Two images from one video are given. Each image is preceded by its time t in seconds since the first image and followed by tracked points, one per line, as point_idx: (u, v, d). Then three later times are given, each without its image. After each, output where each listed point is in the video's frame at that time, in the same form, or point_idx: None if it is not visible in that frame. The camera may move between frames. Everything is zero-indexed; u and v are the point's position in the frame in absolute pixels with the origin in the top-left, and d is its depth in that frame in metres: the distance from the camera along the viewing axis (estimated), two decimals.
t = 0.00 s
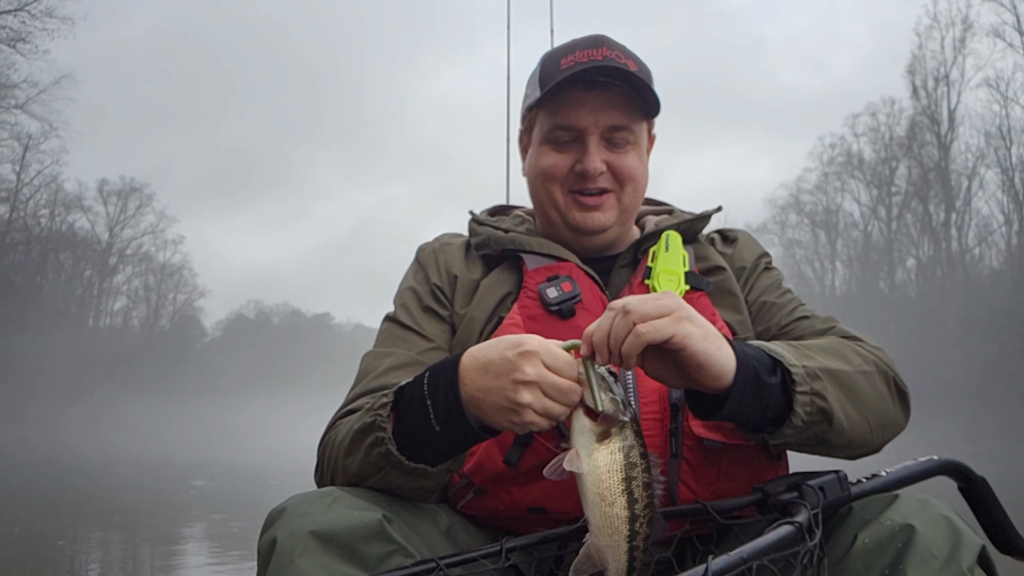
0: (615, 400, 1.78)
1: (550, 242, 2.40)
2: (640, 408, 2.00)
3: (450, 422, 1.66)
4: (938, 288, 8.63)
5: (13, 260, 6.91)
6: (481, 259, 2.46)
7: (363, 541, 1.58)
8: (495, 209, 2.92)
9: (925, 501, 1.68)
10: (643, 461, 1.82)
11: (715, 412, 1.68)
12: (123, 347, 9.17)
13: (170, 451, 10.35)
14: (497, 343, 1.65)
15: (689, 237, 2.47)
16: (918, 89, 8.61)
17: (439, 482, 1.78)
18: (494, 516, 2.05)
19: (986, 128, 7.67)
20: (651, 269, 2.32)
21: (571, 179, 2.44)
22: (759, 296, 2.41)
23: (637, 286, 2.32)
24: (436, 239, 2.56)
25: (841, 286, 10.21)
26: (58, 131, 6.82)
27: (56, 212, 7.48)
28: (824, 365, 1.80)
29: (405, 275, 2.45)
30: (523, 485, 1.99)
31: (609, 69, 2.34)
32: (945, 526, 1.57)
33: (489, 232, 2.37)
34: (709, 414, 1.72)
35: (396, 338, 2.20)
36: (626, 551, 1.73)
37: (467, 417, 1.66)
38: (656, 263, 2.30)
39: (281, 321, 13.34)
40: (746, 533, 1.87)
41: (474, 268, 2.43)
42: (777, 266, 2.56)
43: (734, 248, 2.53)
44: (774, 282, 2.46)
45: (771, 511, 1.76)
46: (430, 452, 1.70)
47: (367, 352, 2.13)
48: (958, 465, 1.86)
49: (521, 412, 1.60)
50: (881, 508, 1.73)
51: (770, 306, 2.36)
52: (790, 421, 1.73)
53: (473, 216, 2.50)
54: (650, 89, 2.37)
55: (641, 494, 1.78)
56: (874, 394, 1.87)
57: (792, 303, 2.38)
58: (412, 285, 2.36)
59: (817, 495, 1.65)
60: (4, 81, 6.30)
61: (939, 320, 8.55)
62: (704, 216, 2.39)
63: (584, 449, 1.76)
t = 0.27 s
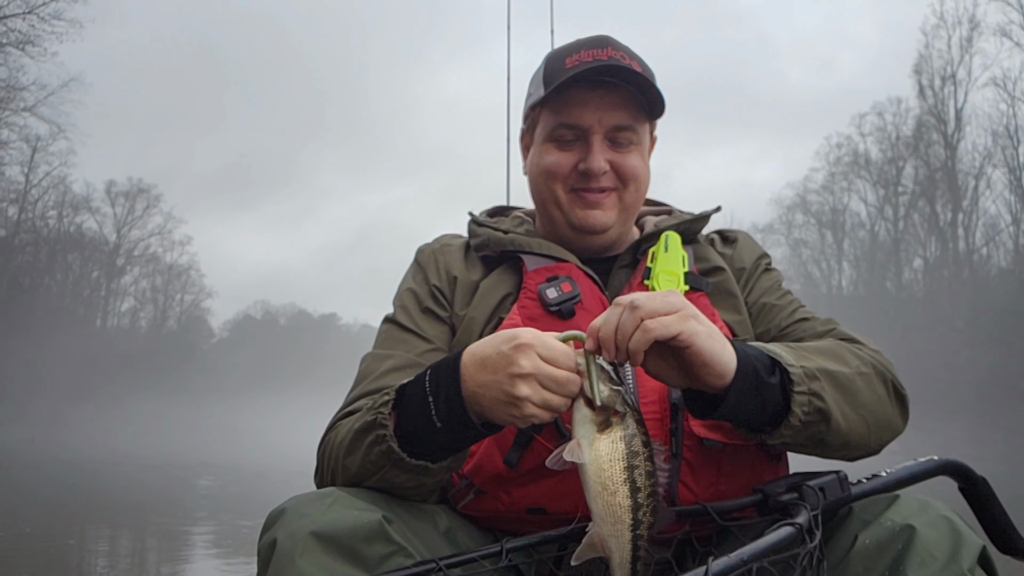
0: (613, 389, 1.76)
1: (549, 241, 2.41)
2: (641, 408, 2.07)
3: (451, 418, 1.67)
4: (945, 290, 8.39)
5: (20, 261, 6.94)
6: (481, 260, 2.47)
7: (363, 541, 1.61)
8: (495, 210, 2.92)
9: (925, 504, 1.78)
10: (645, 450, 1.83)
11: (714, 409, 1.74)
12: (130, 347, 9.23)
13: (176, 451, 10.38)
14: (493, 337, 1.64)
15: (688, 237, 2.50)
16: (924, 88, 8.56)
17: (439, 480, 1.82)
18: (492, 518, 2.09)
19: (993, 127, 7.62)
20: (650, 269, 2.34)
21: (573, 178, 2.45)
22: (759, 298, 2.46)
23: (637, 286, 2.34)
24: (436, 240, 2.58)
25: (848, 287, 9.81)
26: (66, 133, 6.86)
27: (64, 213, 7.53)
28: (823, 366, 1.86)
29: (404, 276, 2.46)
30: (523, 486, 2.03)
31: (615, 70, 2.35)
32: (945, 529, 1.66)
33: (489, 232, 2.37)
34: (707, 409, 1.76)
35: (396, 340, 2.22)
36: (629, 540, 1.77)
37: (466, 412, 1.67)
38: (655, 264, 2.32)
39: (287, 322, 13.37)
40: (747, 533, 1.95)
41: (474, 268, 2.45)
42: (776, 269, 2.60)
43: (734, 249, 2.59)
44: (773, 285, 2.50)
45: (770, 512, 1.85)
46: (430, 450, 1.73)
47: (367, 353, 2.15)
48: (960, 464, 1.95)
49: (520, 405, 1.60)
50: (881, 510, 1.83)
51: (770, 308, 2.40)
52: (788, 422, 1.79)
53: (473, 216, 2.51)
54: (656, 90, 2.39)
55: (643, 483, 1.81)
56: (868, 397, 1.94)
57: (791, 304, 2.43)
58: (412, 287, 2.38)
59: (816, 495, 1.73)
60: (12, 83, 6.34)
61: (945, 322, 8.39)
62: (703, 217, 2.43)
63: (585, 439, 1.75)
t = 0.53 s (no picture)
0: (610, 388, 1.76)
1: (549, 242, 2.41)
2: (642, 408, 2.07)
3: (451, 415, 1.67)
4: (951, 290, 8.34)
5: (28, 262, 6.98)
6: (481, 260, 2.47)
7: (364, 542, 1.61)
8: (494, 209, 2.92)
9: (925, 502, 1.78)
10: (643, 445, 1.84)
11: (711, 413, 1.75)
12: (138, 348, 9.28)
13: (184, 451, 10.41)
14: (492, 333, 1.65)
15: (689, 238, 2.51)
16: (931, 88, 8.52)
17: (440, 479, 1.83)
18: (493, 518, 2.09)
19: (1000, 126, 7.59)
20: (650, 270, 2.35)
21: (576, 177, 2.46)
22: (760, 302, 2.47)
23: (637, 286, 2.35)
24: (436, 241, 2.58)
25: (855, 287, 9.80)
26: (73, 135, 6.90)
27: (71, 214, 7.57)
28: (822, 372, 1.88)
29: (404, 277, 2.46)
30: (524, 485, 2.03)
31: (619, 67, 2.36)
32: (946, 528, 1.66)
33: (489, 233, 2.37)
34: (705, 411, 1.78)
35: (396, 341, 2.22)
36: (625, 537, 1.76)
37: (466, 408, 1.67)
38: (655, 264, 2.33)
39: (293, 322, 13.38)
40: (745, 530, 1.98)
41: (474, 269, 2.45)
42: (780, 271, 2.60)
43: (737, 250, 2.60)
44: (776, 288, 2.51)
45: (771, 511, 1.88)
46: (432, 447, 1.73)
47: (367, 354, 2.15)
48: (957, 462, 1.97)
49: (520, 400, 1.59)
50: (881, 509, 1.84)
51: (774, 311, 2.41)
52: (787, 427, 1.79)
53: (473, 217, 2.51)
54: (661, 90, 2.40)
55: (641, 479, 1.81)
56: (875, 404, 1.96)
57: (794, 309, 2.43)
58: (412, 288, 2.38)
59: (817, 495, 1.77)
60: (19, 85, 6.37)
61: (952, 321, 8.34)
62: (703, 217, 2.44)
63: (584, 435, 1.75)
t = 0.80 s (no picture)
0: (610, 412, 1.75)
1: (549, 242, 2.41)
2: (642, 409, 2.05)
3: (453, 412, 1.67)
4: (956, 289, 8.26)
5: (38, 263, 7.03)
6: (481, 261, 2.47)
7: (364, 543, 1.61)
8: (494, 209, 2.92)
9: (926, 501, 1.77)
10: (635, 475, 1.80)
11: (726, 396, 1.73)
12: (147, 348, 9.35)
13: (191, 451, 10.45)
14: (500, 334, 1.65)
15: (690, 238, 2.52)
16: (936, 87, 8.49)
17: (442, 478, 1.82)
18: (493, 517, 2.09)
19: (1006, 125, 7.56)
20: (651, 269, 2.35)
21: (570, 161, 2.46)
22: (766, 300, 2.45)
23: (637, 286, 2.34)
24: (436, 241, 2.58)
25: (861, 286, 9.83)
26: (80, 137, 6.94)
27: (79, 215, 7.62)
28: (836, 352, 1.88)
29: (405, 277, 2.47)
30: (524, 486, 2.03)
31: (616, 54, 2.44)
32: (945, 525, 1.66)
33: (489, 233, 2.38)
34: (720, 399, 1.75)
35: (397, 340, 2.22)
36: (604, 564, 1.70)
37: (467, 407, 1.67)
38: (656, 263, 2.33)
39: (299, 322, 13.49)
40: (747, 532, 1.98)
41: (475, 269, 2.45)
42: (781, 269, 2.58)
43: (739, 250, 2.59)
44: (779, 287, 2.49)
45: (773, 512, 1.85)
46: (434, 445, 1.73)
47: (368, 353, 2.15)
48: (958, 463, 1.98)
49: (515, 404, 1.60)
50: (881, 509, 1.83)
51: (780, 309, 2.39)
52: (805, 405, 1.78)
53: (473, 217, 2.51)
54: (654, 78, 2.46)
55: (627, 508, 1.77)
56: (887, 390, 1.94)
57: (799, 307, 2.40)
58: (413, 288, 2.39)
59: (817, 495, 1.76)
60: (27, 88, 6.41)
61: (957, 320, 8.31)
62: (705, 217, 2.45)
63: (575, 456, 1.73)
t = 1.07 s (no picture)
0: (614, 409, 1.74)
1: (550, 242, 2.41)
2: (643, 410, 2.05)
3: (454, 405, 1.66)
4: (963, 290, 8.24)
5: (45, 265, 7.07)
6: (483, 261, 2.48)
7: (365, 543, 1.63)
8: (495, 211, 2.93)
9: (927, 502, 1.79)
10: (642, 473, 1.80)
11: (738, 392, 1.72)
12: (153, 349, 9.38)
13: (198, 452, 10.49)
14: (504, 326, 1.64)
15: (692, 238, 2.52)
16: (942, 86, 8.45)
17: (442, 475, 1.81)
18: (494, 518, 2.09)
19: (1013, 124, 7.52)
20: (652, 270, 2.35)
21: (572, 153, 2.47)
22: (763, 299, 2.46)
23: (638, 287, 2.35)
24: (440, 241, 2.59)
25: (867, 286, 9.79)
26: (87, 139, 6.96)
27: (86, 217, 7.65)
28: (840, 348, 1.89)
29: (408, 277, 2.47)
30: (524, 487, 2.03)
31: (618, 50, 2.50)
32: (946, 525, 1.67)
33: (490, 235, 2.39)
34: (726, 397, 1.76)
35: (401, 334, 2.22)
36: (614, 565, 1.70)
37: (468, 399, 1.66)
38: (657, 264, 2.33)
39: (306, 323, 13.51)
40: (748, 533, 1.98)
41: (477, 270, 2.46)
42: (780, 268, 2.60)
43: (738, 250, 2.60)
44: (777, 286, 2.49)
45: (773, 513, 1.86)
46: (435, 440, 1.72)
47: (371, 348, 2.16)
48: (957, 462, 2.00)
49: (515, 396, 1.59)
50: (882, 509, 1.84)
51: (776, 307, 2.40)
52: (811, 402, 1.78)
53: (474, 218, 2.52)
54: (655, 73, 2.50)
55: (636, 508, 1.76)
56: (889, 387, 1.94)
57: (797, 305, 2.40)
58: (416, 286, 2.40)
59: (818, 495, 1.75)
60: (34, 91, 6.45)
61: (964, 320, 8.27)
62: (706, 217, 2.45)
63: (580, 454, 1.73)
